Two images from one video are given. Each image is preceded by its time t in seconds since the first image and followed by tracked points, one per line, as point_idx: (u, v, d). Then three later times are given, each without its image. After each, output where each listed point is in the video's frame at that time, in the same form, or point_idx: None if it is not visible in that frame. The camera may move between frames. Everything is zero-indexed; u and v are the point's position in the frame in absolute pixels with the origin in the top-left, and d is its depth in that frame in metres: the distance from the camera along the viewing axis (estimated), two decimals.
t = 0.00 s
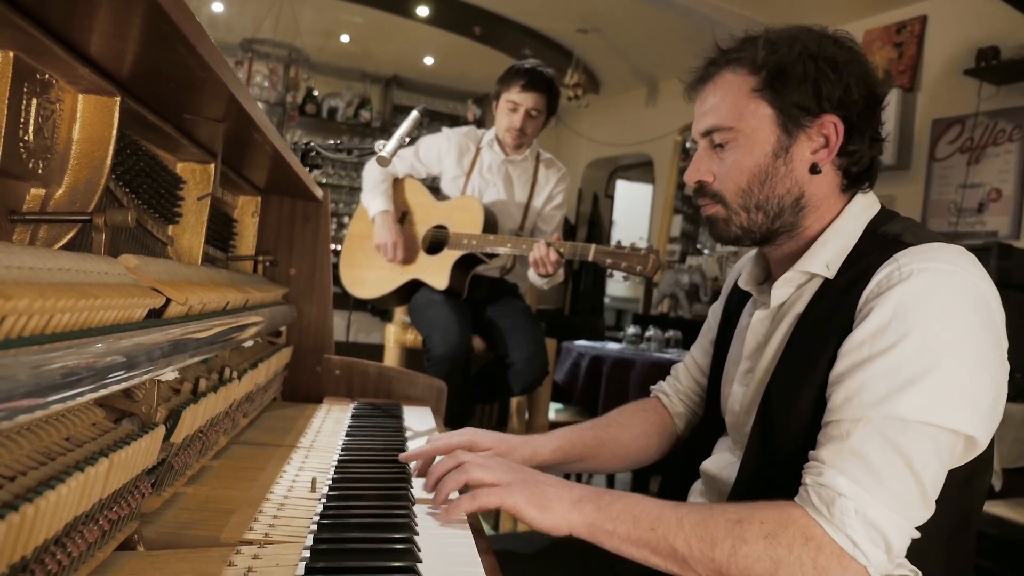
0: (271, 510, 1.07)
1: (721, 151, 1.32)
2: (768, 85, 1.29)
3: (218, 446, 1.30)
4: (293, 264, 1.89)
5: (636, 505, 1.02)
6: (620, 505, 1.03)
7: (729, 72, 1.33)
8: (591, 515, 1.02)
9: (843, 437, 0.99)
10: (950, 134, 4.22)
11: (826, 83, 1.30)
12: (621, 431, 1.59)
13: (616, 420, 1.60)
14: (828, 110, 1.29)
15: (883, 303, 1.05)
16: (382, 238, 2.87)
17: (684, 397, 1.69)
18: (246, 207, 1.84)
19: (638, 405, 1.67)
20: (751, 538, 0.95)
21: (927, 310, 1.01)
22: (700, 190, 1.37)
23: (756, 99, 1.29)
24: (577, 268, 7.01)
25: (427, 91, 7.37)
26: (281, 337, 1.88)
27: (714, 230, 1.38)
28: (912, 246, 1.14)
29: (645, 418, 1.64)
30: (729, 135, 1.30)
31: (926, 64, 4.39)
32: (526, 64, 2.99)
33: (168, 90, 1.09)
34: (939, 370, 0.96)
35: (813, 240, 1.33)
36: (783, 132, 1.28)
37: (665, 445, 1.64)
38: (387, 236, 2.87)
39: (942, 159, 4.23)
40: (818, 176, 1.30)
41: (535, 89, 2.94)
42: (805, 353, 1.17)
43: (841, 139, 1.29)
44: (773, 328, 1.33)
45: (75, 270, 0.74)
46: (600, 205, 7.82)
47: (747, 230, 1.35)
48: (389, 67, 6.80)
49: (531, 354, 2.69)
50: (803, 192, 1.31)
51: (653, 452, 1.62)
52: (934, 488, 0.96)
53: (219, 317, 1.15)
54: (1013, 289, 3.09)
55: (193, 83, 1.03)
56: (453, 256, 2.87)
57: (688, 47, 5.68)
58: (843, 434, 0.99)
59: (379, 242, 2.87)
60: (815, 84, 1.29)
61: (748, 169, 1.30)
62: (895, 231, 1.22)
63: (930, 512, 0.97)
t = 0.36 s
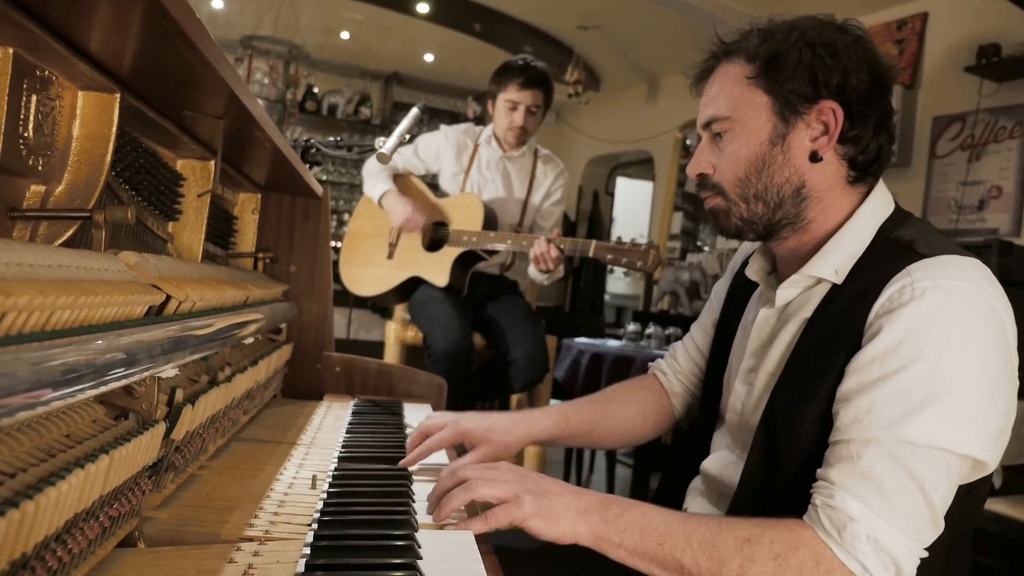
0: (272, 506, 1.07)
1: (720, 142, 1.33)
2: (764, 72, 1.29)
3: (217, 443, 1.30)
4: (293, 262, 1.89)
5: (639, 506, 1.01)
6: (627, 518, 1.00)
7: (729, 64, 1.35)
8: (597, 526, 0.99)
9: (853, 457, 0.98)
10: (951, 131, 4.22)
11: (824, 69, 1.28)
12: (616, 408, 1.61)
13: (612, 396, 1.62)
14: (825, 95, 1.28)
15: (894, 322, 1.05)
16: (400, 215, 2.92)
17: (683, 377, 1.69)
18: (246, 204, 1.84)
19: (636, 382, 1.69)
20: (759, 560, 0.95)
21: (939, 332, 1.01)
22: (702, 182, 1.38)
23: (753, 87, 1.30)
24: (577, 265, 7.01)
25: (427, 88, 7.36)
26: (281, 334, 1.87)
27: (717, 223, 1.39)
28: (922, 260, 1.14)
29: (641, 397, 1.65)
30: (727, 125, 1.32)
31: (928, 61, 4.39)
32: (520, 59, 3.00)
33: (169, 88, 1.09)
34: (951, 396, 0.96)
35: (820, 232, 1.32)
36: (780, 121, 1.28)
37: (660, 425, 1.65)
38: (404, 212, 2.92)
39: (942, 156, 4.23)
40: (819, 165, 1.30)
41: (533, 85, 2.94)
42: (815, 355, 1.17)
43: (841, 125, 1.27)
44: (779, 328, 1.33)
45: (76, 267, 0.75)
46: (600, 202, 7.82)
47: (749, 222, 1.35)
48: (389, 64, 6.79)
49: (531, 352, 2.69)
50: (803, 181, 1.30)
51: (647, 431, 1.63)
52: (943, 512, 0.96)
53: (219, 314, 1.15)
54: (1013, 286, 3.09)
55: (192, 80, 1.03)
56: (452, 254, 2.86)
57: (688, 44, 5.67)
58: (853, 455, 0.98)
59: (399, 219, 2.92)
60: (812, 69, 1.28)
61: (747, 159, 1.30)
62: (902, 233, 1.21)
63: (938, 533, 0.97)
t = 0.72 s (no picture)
0: (272, 506, 1.07)
1: (712, 148, 1.34)
2: (750, 79, 1.30)
3: (218, 444, 1.30)
4: (294, 262, 1.90)
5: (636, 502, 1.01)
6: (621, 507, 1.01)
7: (717, 71, 1.36)
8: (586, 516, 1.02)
9: (848, 445, 0.98)
10: (951, 131, 4.22)
11: (809, 70, 1.29)
12: (627, 419, 1.61)
13: (623, 407, 1.63)
14: (812, 96, 1.28)
15: (890, 314, 1.05)
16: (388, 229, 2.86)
17: (695, 388, 1.69)
18: (247, 204, 1.84)
19: (649, 394, 1.69)
20: (748, 544, 0.95)
21: (936, 322, 1.00)
22: (697, 189, 1.38)
23: (741, 93, 1.30)
24: (577, 265, 7.01)
25: (427, 87, 7.35)
26: (282, 334, 1.87)
27: (714, 229, 1.39)
28: (920, 253, 1.13)
29: (652, 407, 1.66)
30: (717, 132, 1.32)
31: (927, 61, 4.39)
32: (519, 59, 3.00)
33: (169, 87, 1.09)
34: (947, 384, 0.95)
35: (816, 233, 1.31)
36: (769, 124, 1.28)
37: (674, 434, 1.65)
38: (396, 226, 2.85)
39: (942, 156, 4.23)
40: (811, 166, 1.29)
41: (524, 81, 2.94)
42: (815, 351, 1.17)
43: (830, 125, 1.27)
44: (782, 331, 1.34)
45: (77, 268, 0.75)
46: (601, 202, 7.82)
47: (745, 226, 1.35)
48: (390, 63, 6.79)
49: (531, 352, 2.69)
50: (795, 183, 1.29)
51: (661, 441, 1.63)
52: (944, 504, 0.94)
53: (219, 314, 1.15)
54: (1013, 286, 3.09)
55: (192, 80, 1.03)
56: (452, 253, 2.86)
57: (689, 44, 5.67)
58: (848, 444, 0.98)
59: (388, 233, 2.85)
60: (797, 70, 1.29)
61: (738, 164, 1.31)
62: (904, 230, 1.21)
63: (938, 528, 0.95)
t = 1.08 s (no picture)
0: (272, 506, 1.07)
1: (711, 156, 1.30)
2: (747, 84, 1.29)
3: (218, 443, 1.30)
4: (294, 262, 1.90)
5: (633, 495, 1.01)
6: (620, 501, 1.01)
7: (707, 80, 1.34)
8: (585, 504, 1.01)
9: (842, 435, 0.98)
10: (951, 131, 4.22)
11: (805, 77, 1.30)
12: (624, 420, 1.61)
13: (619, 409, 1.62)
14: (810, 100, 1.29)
15: (885, 304, 1.05)
16: (401, 210, 2.87)
17: (691, 389, 1.69)
18: (246, 204, 1.84)
19: (644, 396, 1.69)
20: (744, 530, 0.95)
21: (930, 312, 1.00)
22: (695, 198, 1.35)
23: (737, 99, 1.29)
24: (577, 265, 7.01)
25: (427, 88, 7.35)
26: (281, 334, 1.87)
27: (714, 237, 1.36)
28: (913, 248, 1.14)
29: (648, 409, 1.65)
30: (716, 140, 1.29)
31: (927, 62, 4.39)
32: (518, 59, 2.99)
33: (169, 87, 1.09)
34: (941, 374, 0.96)
35: (813, 234, 1.32)
36: (769, 129, 1.27)
37: (671, 437, 1.65)
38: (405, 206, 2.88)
39: (942, 156, 4.23)
40: (810, 169, 1.30)
41: (530, 83, 2.94)
42: (811, 346, 1.17)
43: (828, 128, 1.28)
44: (779, 329, 1.33)
45: (77, 268, 0.75)
46: (600, 203, 7.82)
47: (747, 233, 1.33)
48: (390, 64, 6.79)
49: (531, 352, 2.69)
50: (797, 186, 1.30)
51: (657, 443, 1.63)
52: (935, 493, 0.94)
53: (219, 314, 1.15)
54: (1013, 286, 3.09)
55: (193, 80, 1.03)
56: (453, 252, 2.86)
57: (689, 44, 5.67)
58: (842, 433, 0.98)
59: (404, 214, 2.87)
60: (795, 76, 1.30)
61: (740, 170, 1.28)
62: (899, 226, 1.22)
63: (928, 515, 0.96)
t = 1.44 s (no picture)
0: (271, 507, 1.07)
1: (715, 157, 1.29)
2: (748, 82, 1.29)
3: (218, 443, 1.30)
4: (293, 263, 1.89)
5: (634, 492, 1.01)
6: (618, 500, 1.01)
7: (705, 81, 1.33)
8: (594, 513, 0.99)
9: (845, 432, 0.98)
10: (951, 131, 4.22)
11: (803, 71, 1.32)
12: (598, 413, 1.60)
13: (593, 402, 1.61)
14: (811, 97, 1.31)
15: (888, 299, 1.05)
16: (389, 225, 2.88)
17: (668, 383, 1.68)
18: (246, 204, 1.84)
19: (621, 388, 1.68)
20: (747, 530, 0.95)
21: (934, 308, 1.01)
22: (700, 200, 1.34)
23: (738, 98, 1.29)
24: (577, 265, 7.01)
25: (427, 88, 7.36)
26: (281, 334, 1.87)
27: (720, 239, 1.35)
28: (915, 242, 1.14)
29: (624, 402, 1.64)
30: (721, 140, 1.28)
31: (927, 62, 4.38)
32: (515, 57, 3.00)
33: (169, 87, 1.09)
34: (943, 369, 0.97)
35: (816, 231, 1.32)
36: (772, 125, 1.28)
37: (645, 431, 1.64)
38: (395, 223, 2.88)
39: (942, 156, 4.23)
40: (813, 163, 1.31)
41: (521, 80, 2.94)
42: (809, 346, 1.17)
43: (829, 122, 1.30)
44: (777, 327, 1.33)
45: (76, 268, 0.75)
46: (600, 202, 7.83)
47: (754, 231, 1.32)
48: (389, 64, 6.80)
49: (530, 353, 2.68)
50: (801, 180, 1.30)
51: (631, 437, 1.62)
52: (935, 487, 0.96)
53: (219, 314, 1.15)
54: (1013, 286, 3.09)
55: (193, 81, 1.03)
56: (453, 252, 2.86)
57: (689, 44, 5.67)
58: (845, 430, 0.98)
59: (389, 230, 2.88)
60: (793, 73, 1.31)
61: (746, 168, 1.28)
62: (894, 225, 1.22)
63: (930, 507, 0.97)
